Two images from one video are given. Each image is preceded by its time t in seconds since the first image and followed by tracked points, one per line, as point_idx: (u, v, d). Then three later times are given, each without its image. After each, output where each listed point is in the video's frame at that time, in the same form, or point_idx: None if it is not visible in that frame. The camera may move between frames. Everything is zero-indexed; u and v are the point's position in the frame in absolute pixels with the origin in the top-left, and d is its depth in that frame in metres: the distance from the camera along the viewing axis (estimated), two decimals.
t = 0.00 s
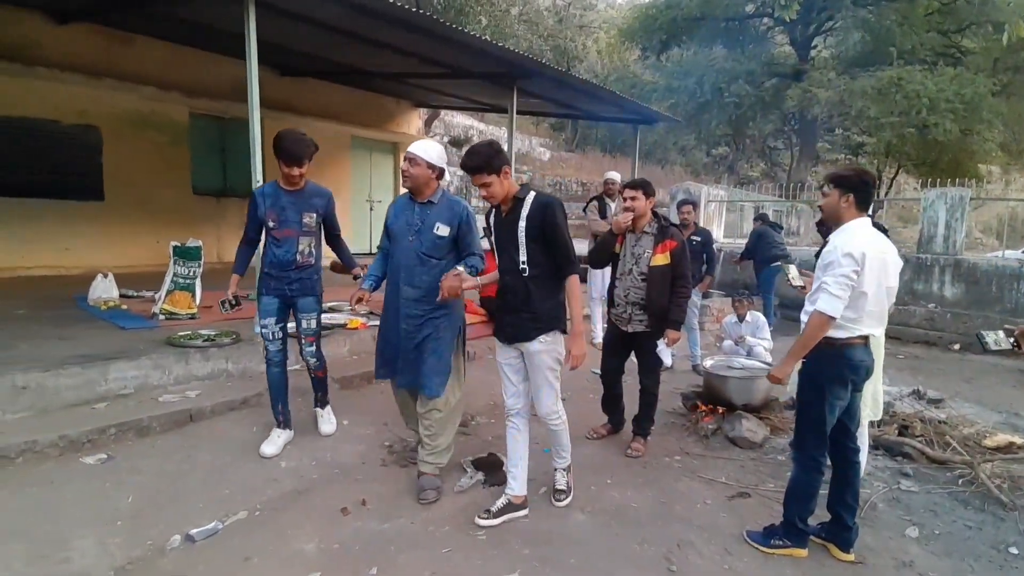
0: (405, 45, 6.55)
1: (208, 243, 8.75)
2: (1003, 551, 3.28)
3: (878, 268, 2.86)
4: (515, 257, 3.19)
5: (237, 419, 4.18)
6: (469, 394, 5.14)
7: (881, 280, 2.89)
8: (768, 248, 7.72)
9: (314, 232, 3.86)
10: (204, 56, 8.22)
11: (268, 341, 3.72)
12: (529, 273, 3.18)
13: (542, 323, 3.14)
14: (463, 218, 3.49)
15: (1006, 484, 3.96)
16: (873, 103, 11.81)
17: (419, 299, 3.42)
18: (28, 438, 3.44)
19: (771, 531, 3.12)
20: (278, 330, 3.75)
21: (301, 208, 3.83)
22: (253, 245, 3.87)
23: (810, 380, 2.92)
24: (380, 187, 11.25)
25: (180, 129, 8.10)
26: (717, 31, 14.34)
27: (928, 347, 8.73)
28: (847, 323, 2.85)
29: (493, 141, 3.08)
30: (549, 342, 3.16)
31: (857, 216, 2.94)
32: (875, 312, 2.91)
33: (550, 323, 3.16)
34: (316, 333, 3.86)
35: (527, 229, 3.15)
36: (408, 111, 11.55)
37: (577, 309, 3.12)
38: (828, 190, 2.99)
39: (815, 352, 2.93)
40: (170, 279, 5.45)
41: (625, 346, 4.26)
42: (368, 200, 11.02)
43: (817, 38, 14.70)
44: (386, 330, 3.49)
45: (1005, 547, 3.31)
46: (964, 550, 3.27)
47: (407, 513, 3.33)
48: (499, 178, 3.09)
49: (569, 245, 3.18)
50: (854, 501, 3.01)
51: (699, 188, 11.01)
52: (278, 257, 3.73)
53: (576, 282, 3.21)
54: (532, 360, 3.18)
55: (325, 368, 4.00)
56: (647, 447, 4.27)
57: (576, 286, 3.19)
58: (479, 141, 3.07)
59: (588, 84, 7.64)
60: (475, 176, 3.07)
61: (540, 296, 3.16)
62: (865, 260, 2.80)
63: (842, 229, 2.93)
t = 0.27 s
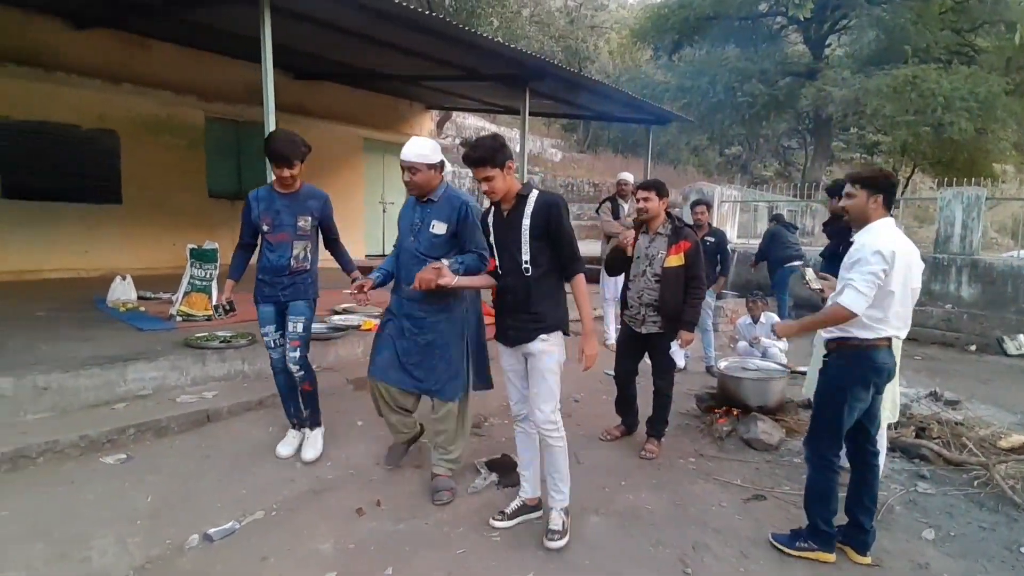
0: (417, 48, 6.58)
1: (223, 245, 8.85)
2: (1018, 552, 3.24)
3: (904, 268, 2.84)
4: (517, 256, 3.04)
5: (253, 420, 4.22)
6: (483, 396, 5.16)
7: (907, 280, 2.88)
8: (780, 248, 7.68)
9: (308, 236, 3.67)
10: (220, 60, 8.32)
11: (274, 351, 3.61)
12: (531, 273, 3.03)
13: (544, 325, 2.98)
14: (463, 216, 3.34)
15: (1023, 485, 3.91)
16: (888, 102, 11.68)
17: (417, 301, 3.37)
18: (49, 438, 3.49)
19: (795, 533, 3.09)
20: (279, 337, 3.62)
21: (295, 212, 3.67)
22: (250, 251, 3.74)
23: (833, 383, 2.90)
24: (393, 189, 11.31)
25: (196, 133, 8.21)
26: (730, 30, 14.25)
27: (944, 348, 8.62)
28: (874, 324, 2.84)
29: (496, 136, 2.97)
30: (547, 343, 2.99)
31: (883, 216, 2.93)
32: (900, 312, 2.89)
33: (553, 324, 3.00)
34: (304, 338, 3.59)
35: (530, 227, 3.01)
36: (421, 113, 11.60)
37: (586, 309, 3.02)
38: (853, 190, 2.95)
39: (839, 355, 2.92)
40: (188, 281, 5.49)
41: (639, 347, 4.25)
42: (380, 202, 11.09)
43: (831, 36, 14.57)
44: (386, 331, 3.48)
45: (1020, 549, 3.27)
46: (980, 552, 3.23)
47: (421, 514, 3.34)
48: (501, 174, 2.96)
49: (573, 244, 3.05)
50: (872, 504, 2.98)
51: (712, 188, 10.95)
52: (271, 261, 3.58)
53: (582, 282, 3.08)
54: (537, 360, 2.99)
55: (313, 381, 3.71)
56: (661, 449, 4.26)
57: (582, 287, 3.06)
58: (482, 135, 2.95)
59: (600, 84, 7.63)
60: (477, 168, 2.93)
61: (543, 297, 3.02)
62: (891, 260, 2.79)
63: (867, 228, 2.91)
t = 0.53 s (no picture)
0: (432, 51, 6.61)
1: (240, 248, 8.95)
2: None
3: (928, 272, 2.82)
4: (519, 264, 2.97)
5: (270, 421, 4.27)
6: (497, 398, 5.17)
7: (928, 284, 2.86)
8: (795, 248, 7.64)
9: (309, 244, 3.56)
10: (239, 65, 8.43)
11: (272, 362, 3.53)
12: (533, 282, 2.96)
13: (544, 336, 2.91)
14: (464, 222, 3.19)
15: None
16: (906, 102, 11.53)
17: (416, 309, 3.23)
18: (72, 438, 3.56)
19: (823, 544, 3.02)
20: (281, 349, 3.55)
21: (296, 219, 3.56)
22: (251, 258, 3.66)
23: (855, 387, 2.87)
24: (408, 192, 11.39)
25: (214, 137, 8.31)
26: (745, 30, 14.15)
27: (965, 351, 8.49)
28: (897, 328, 2.81)
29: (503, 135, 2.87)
30: (543, 353, 2.91)
31: (907, 219, 2.89)
32: (921, 316, 2.87)
33: (551, 336, 2.93)
34: (300, 352, 3.51)
35: (535, 235, 2.95)
36: (435, 116, 11.65)
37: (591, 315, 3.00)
38: (879, 191, 2.90)
39: (860, 359, 2.89)
40: (207, 284, 5.57)
41: (655, 349, 4.23)
42: (395, 205, 11.16)
43: (848, 36, 14.42)
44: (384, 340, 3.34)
45: None
46: (1003, 558, 3.17)
47: (437, 515, 3.35)
48: (506, 176, 2.87)
49: (578, 255, 3.00)
50: (892, 509, 2.95)
51: (727, 189, 10.89)
52: (271, 270, 3.49)
53: (587, 294, 3.03)
54: (532, 373, 2.91)
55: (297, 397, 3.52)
56: (678, 452, 4.23)
57: (587, 298, 3.04)
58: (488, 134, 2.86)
59: (614, 86, 7.62)
60: (482, 168, 2.85)
61: (544, 307, 2.96)
62: (915, 264, 2.77)
63: (888, 231, 2.88)
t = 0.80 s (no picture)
0: (446, 54, 6.63)
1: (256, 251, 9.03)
2: None
3: (948, 273, 2.81)
4: (510, 274, 2.79)
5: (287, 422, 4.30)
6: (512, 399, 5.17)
7: (949, 286, 2.85)
8: (813, 249, 7.55)
9: (311, 247, 3.53)
10: (256, 70, 8.53)
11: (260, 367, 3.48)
12: (524, 293, 2.77)
13: (532, 351, 2.75)
14: (457, 228, 3.12)
15: None
16: (924, 100, 11.37)
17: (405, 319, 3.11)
18: (93, 438, 3.61)
19: (844, 548, 2.99)
20: (264, 354, 3.48)
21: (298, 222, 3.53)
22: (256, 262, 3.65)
23: (876, 390, 2.84)
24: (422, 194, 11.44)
25: (230, 141, 8.40)
26: (760, 29, 14.03)
27: (985, 353, 8.34)
28: (916, 329, 2.80)
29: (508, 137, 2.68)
30: (529, 369, 2.74)
31: (926, 219, 2.87)
32: (940, 318, 2.86)
33: (541, 351, 2.76)
34: (307, 359, 3.48)
35: (532, 245, 2.74)
36: (448, 118, 11.69)
37: (588, 338, 2.76)
38: (895, 193, 2.85)
39: (879, 360, 2.86)
40: (224, 286, 5.64)
41: (671, 351, 4.21)
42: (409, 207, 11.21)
43: (865, 34, 14.25)
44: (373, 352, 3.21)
45: None
46: None
47: (453, 517, 3.35)
48: (509, 181, 2.66)
49: (579, 270, 2.76)
50: (913, 513, 2.92)
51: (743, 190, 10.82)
52: (272, 274, 3.47)
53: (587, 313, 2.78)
54: (516, 390, 2.74)
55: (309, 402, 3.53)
56: (694, 454, 4.20)
57: (587, 317, 2.78)
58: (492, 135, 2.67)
59: (629, 87, 7.59)
60: (483, 171, 2.65)
61: (534, 320, 2.77)
62: (935, 265, 2.75)
63: (909, 231, 2.85)
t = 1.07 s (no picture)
0: (463, 54, 6.64)
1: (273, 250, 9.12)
2: None
3: (968, 271, 2.77)
4: (511, 272, 2.64)
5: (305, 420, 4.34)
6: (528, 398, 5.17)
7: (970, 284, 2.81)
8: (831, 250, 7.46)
9: (317, 246, 3.48)
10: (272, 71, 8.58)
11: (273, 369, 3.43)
12: (525, 293, 2.61)
13: (533, 357, 2.58)
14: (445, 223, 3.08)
15: None
16: (943, 99, 11.20)
17: (399, 317, 3.07)
18: (117, 434, 3.67)
19: (865, 550, 2.95)
20: (271, 354, 3.38)
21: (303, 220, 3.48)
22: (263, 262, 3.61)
23: (898, 391, 2.80)
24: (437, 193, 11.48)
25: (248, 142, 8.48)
26: (777, 27, 13.86)
27: (1005, 354, 8.18)
28: (938, 329, 2.75)
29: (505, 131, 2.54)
30: (534, 375, 2.59)
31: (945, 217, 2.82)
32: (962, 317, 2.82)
33: (542, 357, 2.59)
34: (321, 358, 3.49)
35: (531, 242, 2.59)
36: (463, 118, 11.72)
37: (580, 350, 2.58)
38: (915, 190, 2.80)
39: (901, 361, 2.82)
40: (243, 284, 5.70)
41: (688, 351, 4.18)
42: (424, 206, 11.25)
43: (883, 32, 14.04)
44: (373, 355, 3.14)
45: None
46: None
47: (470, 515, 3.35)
48: (504, 178, 2.53)
49: (580, 268, 2.57)
50: (934, 516, 2.88)
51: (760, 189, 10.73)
52: (279, 273, 3.44)
53: (584, 316, 2.59)
54: (520, 397, 2.59)
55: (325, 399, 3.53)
56: (712, 455, 4.17)
57: (584, 319, 2.59)
58: (488, 129, 2.54)
59: (645, 86, 7.55)
60: (477, 169, 2.51)
61: (534, 323, 2.61)
62: (955, 263, 2.72)
63: (928, 229, 2.81)
